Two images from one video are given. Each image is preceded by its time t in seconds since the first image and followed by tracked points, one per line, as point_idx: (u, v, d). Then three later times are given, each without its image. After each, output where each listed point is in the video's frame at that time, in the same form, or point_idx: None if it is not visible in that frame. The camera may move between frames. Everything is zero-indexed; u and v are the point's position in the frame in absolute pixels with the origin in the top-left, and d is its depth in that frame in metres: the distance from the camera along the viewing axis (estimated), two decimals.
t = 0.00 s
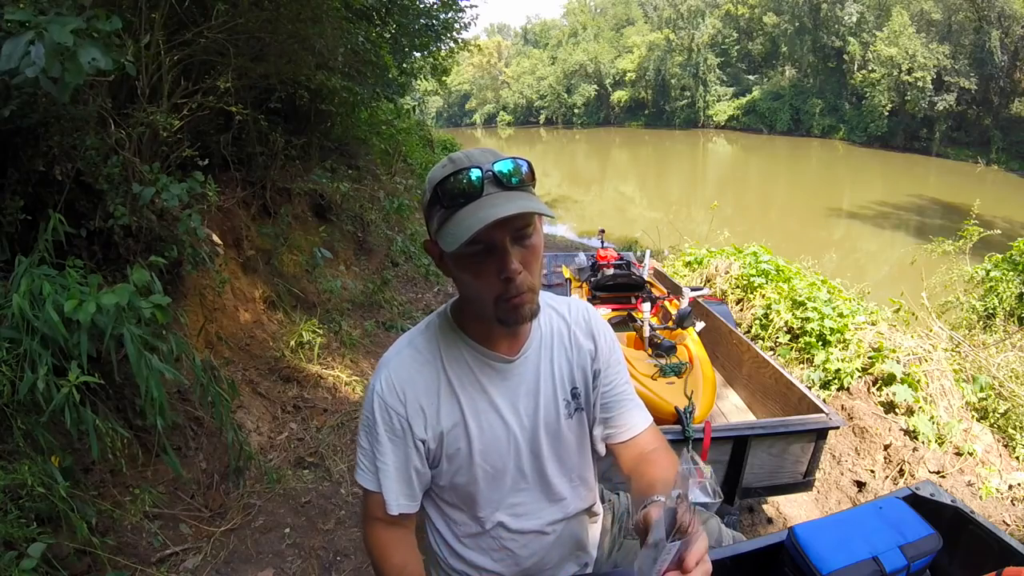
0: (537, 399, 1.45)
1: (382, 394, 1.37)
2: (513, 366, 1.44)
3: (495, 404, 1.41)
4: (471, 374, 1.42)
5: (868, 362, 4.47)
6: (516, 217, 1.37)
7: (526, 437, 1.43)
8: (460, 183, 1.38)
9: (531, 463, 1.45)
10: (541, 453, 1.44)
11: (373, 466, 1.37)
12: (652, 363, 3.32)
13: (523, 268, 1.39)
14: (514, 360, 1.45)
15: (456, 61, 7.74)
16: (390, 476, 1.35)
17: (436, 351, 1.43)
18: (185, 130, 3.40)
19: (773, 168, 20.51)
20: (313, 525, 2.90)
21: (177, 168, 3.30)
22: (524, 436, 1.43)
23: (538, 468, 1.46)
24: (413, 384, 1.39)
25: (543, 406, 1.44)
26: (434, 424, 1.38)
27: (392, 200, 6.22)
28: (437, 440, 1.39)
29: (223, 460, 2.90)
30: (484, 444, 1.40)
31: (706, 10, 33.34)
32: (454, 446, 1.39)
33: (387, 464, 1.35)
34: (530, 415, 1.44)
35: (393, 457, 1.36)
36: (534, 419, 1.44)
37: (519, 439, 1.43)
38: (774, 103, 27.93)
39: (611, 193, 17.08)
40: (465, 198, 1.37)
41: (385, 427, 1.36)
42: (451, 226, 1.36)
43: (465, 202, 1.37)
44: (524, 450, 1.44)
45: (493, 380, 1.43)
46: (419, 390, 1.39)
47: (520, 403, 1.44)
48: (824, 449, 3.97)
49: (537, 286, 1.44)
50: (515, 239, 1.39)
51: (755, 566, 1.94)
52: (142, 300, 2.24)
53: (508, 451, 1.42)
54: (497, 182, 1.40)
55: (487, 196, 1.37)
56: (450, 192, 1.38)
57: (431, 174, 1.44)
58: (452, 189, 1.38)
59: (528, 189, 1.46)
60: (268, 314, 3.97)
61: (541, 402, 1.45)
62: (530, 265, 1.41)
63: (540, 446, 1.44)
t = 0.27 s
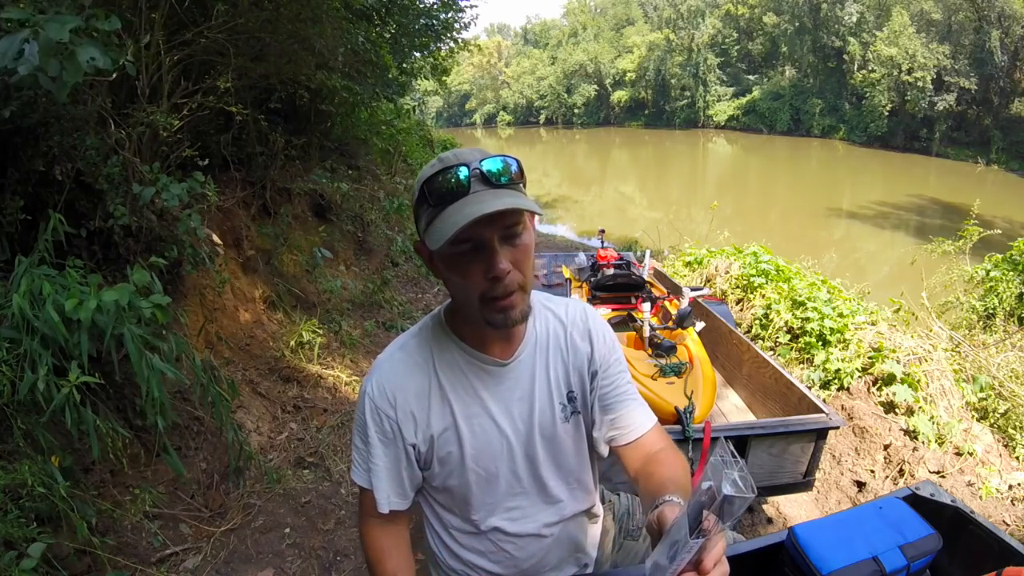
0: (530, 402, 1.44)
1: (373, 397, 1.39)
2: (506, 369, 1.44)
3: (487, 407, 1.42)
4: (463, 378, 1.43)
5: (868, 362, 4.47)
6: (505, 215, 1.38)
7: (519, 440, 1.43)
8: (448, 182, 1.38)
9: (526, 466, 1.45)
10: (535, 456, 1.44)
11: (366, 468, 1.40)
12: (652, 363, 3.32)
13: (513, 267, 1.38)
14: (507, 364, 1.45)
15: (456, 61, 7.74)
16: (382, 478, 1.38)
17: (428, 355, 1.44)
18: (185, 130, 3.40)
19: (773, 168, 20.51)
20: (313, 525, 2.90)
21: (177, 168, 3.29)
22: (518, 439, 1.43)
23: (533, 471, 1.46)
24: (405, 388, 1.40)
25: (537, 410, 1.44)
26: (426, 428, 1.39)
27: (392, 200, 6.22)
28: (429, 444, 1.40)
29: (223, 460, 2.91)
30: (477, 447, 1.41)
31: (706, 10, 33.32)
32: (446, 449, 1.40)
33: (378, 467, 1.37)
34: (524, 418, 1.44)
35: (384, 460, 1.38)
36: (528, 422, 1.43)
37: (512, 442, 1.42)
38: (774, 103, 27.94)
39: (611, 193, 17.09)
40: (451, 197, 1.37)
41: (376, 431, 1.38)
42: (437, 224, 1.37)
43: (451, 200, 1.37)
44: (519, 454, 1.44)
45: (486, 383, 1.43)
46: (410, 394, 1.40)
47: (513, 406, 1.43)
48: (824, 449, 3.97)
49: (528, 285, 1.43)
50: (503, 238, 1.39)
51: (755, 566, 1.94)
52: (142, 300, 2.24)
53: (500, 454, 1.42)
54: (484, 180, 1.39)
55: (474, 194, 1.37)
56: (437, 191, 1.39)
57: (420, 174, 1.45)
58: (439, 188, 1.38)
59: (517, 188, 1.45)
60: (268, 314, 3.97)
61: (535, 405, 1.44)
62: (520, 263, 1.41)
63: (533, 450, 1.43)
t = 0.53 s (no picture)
0: (524, 404, 1.44)
1: (366, 401, 1.40)
2: (499, 372, 1.44)
3: (480, 410, 1.42)
4: (456, 381, 1.43)
5: (868, 362, 4.47)
6: (493, 214, 1.38)
7: (513, 443, 1.43)
8: (437, 183, 1.39)
9: (521, 469, 1.45)
10: (530, 459, 1.44)
11: (361, 471, 1.41)
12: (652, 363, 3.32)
13: (502, 267, 1.38)
14: (500, 367, 1.45)
15: (456, 61, 7.74)
16: (377, 482, 1.38)
17: (421, 358, 1.45)
18: (185, 130, 3.40)
19: (773, 168, 20.51)
20: (313, 525, 2.90)
21: (177, 168, 3.30)
22: (512, 442, 1.43)
23: (528, 473, 1.46)
24: (399, 392, 1.41)
25: (531, 413, 1.44)
26: (419, 431, 1.40)
27: (392, 200, 6.22)
28: (423, 447, 1.41)
29: (223, 460, 2.91)
30: (471, 450, 1.41)
31: (706, 10, 33.30)
32: (440, 453, 1.41)
33: (372, 470, 1.38)
34: (518, 421, 1.44)
35: (379, 463, 1.39)
36: (521, 425, 1.44)
37: (506, 444, 1.43)
38: (774, 103, 27.93)
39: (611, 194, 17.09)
40: (439, 196, 1.38)
41: (370, 434, 1.39)
42: (424, 223, 1.37)
43: (439, 199, 1.37)
44: (514, 457, 1.44)
45: (479, 386, 1.43)
46: (404, 398, 1.41)
47: (507, 409, 1.44)
48: (824, 449, 3.97)
49: (518, 285, 1.43)
50: (492, 238, 1.39)
51: (755, 565, 1.94)
52: (142, 300, 2.24)
53: (495, 457, 1.42)
54: (472, 178, 1.39)
55: (461, 192, 1.38)
56: (425, 190, 1.39)
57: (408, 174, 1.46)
58: (427, 187, 1.39)
59: (507, 189, 1.45)
60: (268, 314, 3.97)
61: (529, 407, 1.44)
62: (509, 263, 1.40)
63: (528, 452, 1.44)
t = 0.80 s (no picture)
0: (518, 404, 1.41)
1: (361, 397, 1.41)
2: (494, 371, 1.42)
3: (473, 409, 1.40)
4: (450, 380, 1.42)
5: (868, 362, 4.47)
6: (488, 205, 1.38)
7: (507, 444, 1.40)
8: (436, 174, 1.39)
9: (516, 471, 1.42)
10: (524, 462, 1.41)
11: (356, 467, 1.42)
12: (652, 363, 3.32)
13: (495, 259, 1.37)
14: (495, 366, 1.43)
15: (456, 60, 7.74)
16: (371, 478, 1.39)
17: (416, 356, 1.45)
18: (185, 130, 3.39)
19: (773, 168, 20.52)
20: (313, 525, 2.90)
21: (177, 168, 3.29)
22: (506, 443, 1.40)
23: (523, 476, 1.43)
24: (393, 390, 1.41)
25: (526, 414, 1.41)
26: (412, 430, 1.40)
27: (392, 200, 6.22)
28: (416, 445, 1.40)
29: (223, 460, 2.92)
30: (463, 449, 1.39)
31: (706, 10, 33.28)
32: (433, 452, 1.40)
33: (366, 467, 1.39)
34: (512, 422, 1.41)
35: (372, 460, 1.40)
36: (515, 425, 1.41)
37: (500, 445, 1.40)
38: (774, 103, 27.92)
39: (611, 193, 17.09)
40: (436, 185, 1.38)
41: (364, 431, 1.40)
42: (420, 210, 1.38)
43: (436, 187, 1.38)
44: (507, 459, 1.41)
45: (473, 385, 1.42)
46: (398, 395, 1.41)
47: (501, 410, 1.41)
48: (824, 449, 3.97)
49: (512, 278, 1.41)
50: (487, 229, 1.39)
51: (754, 566, 1.94)
52: (142, 300, 2.24)
53: (488, 457, 1.40)
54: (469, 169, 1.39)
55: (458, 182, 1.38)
56: (423, 180, 1.40)
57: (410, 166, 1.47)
58: (425, 177, 1.40)
59: (506, 183, 1.44)
60: (268, 314, 3.97)
61: (523, 408, 1.41)
62: (502, 254, 1.40)
63: (521, 455, 1.40)
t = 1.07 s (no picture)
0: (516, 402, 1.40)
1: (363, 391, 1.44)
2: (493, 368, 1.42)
3: (472, 405, 1.39)
4: (449, 375, 1.42)
5: (868, 361, 4.47)
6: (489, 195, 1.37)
7: (505, 442, 1.39)
8: (441, 167, 1.38)
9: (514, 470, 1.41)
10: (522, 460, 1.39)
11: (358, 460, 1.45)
12: (652, 363, 3.32)
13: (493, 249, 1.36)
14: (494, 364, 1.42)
15: (456, 60, 7.74)
16: (371, 471, 1.41)
17: (417, 351, 1.46)
18: (185, 130, 3.39)
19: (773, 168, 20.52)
20: (313, 525, 2.90)
21: (177, 168, 3.29)
22: (503, 441, 1.39)
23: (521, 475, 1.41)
24: (394, 384, 1.43)
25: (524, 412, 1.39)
26: (411, 424, 1.41)
27: (392, 200, 6.22)
28: (415, 440, 1.41)
29: (223, 460, 2.91)
30: (460, 445, 1.39)
31: (706, 10, 33.29)
32: (432, 448, 1.40)
33: (367, 459, 1.41)
34: (511, 420, 1.40)
35: (373, 453, 1.42)
36: (512, 422, 1.39)
37: (497, 443, 1.39)
38: (773, 103, 27.93)
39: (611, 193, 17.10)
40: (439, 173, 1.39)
41: (365, 424, 1.42)
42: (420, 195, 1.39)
43: (437, 175, 1.38)
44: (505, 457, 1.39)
45: (471, 382, 1.41)
46: (398, 389, 1.42)
47: (499, 408, 1.40)
48: (824, 449, 3.97)
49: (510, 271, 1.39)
50: (486, 220, 1.38)
51: (754, 566, 1.95)
52: (142, 300, 2.24)
53: (485, 455, 1.39)
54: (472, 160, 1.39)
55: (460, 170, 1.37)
56: (426, 170, 1.41)
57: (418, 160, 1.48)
58: (430, 167, 1.40)
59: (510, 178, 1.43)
60: (268, 314, 3.97)
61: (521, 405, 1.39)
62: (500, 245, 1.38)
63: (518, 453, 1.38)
